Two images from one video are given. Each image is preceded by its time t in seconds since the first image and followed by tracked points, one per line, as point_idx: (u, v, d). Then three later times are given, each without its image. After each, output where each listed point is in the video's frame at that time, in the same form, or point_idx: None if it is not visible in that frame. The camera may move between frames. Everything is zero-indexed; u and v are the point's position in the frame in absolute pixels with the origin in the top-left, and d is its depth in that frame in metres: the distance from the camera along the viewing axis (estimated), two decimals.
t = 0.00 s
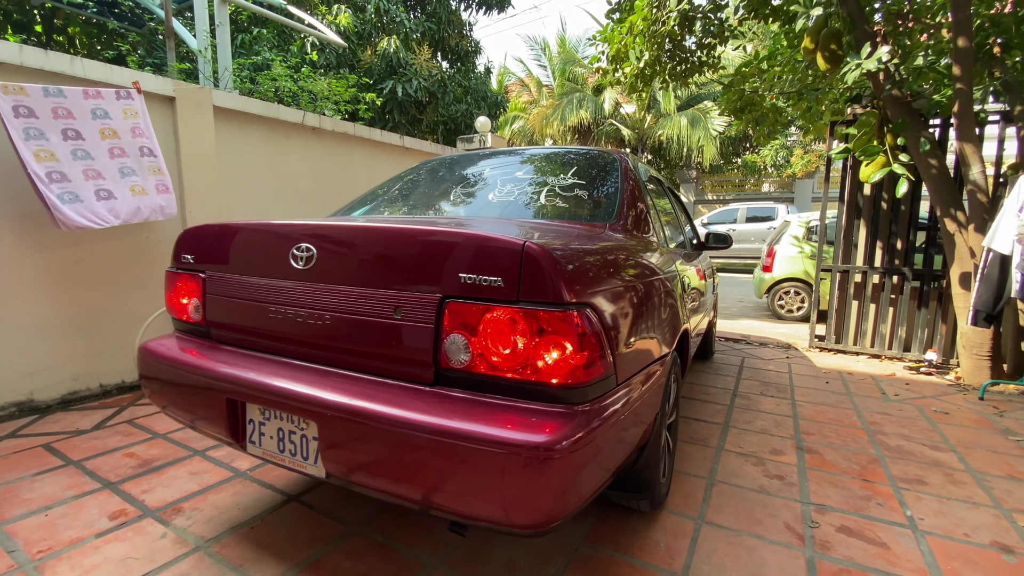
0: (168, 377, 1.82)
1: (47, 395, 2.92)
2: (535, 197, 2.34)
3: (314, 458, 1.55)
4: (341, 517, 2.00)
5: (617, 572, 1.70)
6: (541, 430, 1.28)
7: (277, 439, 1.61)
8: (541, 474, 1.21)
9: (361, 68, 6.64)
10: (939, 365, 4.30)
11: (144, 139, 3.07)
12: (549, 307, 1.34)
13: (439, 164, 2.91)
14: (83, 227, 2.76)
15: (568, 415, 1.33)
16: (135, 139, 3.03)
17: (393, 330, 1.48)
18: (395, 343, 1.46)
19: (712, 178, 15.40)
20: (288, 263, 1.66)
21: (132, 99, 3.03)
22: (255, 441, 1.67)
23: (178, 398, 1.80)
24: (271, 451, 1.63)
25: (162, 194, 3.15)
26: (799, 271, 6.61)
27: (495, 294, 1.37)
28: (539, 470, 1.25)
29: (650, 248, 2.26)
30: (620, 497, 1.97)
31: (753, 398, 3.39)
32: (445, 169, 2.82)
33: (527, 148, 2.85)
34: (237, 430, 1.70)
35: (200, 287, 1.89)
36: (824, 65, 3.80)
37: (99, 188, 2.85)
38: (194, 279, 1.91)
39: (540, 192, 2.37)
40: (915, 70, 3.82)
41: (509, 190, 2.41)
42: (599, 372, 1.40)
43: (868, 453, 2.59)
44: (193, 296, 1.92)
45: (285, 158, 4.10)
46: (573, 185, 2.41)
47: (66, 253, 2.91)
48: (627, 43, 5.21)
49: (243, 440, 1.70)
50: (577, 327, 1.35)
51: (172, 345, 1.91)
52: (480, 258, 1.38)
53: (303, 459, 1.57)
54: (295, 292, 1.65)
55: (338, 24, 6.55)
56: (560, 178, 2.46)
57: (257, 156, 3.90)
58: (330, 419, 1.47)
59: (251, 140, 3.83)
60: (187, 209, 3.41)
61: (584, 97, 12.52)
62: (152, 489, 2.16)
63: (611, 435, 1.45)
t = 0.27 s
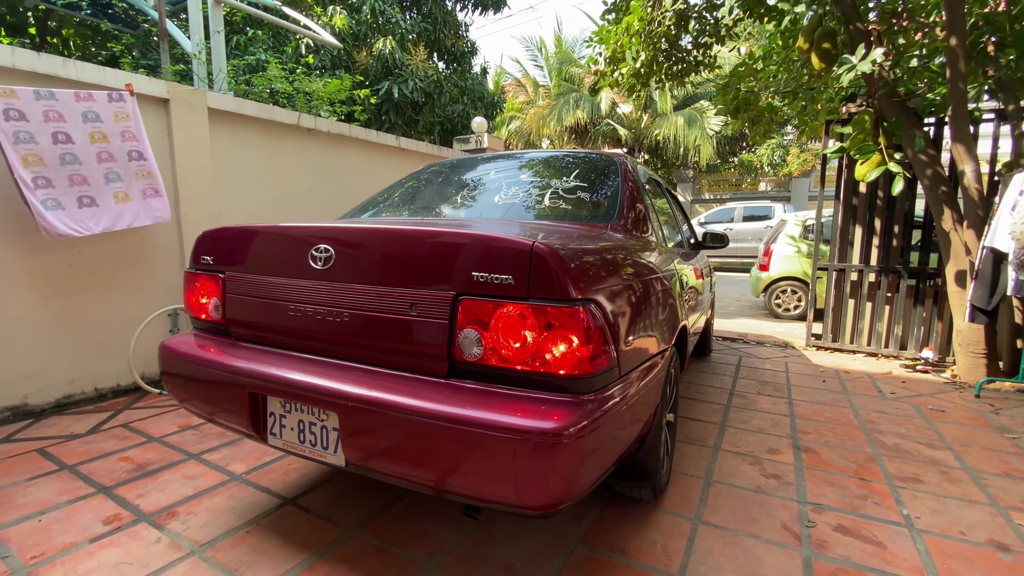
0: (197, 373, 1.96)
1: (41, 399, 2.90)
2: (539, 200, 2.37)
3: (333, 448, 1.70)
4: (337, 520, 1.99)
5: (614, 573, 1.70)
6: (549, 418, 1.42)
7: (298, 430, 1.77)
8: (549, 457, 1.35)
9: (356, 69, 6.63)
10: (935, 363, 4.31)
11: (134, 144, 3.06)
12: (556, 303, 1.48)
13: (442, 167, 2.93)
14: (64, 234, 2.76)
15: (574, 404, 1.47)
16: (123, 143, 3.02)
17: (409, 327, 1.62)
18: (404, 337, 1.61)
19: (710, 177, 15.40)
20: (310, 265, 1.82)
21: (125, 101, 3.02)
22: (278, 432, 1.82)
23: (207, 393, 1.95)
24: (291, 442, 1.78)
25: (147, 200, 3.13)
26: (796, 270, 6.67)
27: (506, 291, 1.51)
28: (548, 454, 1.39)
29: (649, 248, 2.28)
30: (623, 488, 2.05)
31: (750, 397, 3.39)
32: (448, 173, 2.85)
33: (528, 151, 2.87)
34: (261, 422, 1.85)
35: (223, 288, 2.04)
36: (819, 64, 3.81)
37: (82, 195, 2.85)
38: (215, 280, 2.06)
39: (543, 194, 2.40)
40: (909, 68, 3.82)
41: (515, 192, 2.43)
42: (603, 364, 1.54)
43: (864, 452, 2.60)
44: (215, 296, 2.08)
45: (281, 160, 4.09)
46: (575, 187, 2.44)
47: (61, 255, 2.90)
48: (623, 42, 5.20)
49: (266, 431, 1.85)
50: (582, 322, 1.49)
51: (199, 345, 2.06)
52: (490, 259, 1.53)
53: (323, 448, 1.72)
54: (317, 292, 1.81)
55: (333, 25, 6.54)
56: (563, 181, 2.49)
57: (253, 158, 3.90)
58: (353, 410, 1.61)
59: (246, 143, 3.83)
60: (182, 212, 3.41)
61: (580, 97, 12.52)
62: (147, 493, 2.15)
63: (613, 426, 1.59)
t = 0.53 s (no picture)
0: (201, 372, 1.97)
1: (25, 403, 2.86)
2: (536, 199, 2.36)
3: (336, 442, 1.71)
4: (323, 526, 1.94)
5: None
6: (547, 410, 1.44)
7: (302, 424, 1.78)
8: (547, 449, 1.36)
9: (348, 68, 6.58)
10: (931, 361, 4.28)
11: (116, 144, 3.01)
12: (554, 300, 1.51)
13: (441, 168, 2.92)
14: (50, 235, 2.72)
15: (571, 397, 1.49)
16: (105, 143, 2.96)
17: (409, 323, 1.64)
18: (409, 334, 1.64)
19: (706, 176, 15.39)
20: (311, 264, 1.84)
21: (109, 101, 2.98)
22: (282, 428, 1.83)
23: (210, 391, 1.96)
24: (296, 437, 1.79)
25: (128, 203, 3.07)
26: (792, 267, 6.67)
27: (504, 288, 1.54)
28: (546, 446, 1.40)
29: (644, 247, 2.24)
30: (620, 481, 2.07)
31: (746, 397, 3.36)
32: (446, 174, 2.83)
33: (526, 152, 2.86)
34: (265, 417, 1.87)
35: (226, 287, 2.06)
36: (812, 61, 3.79)
37: (64, 196, 2.81)
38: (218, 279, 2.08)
39: (540, 194, 2.39)
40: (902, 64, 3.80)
41: (512, 192, 2.42)
42: (598, 358, 1.56)
43: (860, 453, 2.56)
44: (218, 295, 2.11)
45: (272, 160, 4.05)
46: (572, 186, 2.43)
47: (43, 258, 2.85)
48: (616, 40, 5.17)
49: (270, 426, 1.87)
50: (579, 318, 1.52)
51: (200, 343, 2.07)
52: (489, 256, 1.55)
53: (326, 443, 1.73)
54: (318, 289, 1.82)
55: (325, 24, 6.50)
56: (559, 180, 2.48)
57: (243, 159, 3.85)
58: (355, 405, 1.62)
59: (236, 144, 3.78)
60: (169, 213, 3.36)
61: (576, 96, 12.49)
62: (129, 500, 2.10)
63: (610, 418, 1.60)
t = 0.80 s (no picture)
0: (194, 369, 1.94)
1: None
2: (533, 192, 2.28)
3: (329, 439, 1.66)
4: (299, 537, 1.84)
5: None
6: (543, 404, 1.40)
7: (296, 421, 1.74)
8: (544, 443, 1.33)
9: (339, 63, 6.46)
10: (932, 359, 4.20)
11: (94, 135, 2.90)
12: (549, 292, 1.46)
13: (437, 162, 2.83)
14: (29, 226, 2.61)
15: (568, 390, 1.46)
16: (82, 134, 2.86)
17: (404, 318, 1.60)
18: (408, 329, 1.60)
19: (703, 173, 15.31)
20: (304, 258, 1.80)
21: (83, 91, 2.87)
22: (274, 424, 1.79)
23: (204, 388, 1.93)
24: (289, 434, 1.75)
25: (109, 195, 2.97)
26: (790, 264, 6.59)
27: (499, 281, 1.49)
28: (544, 440, 1.37)
29: (642, 243, 2.13)
30: (618, 476, 2.05)
31: (745, 397, 3.27)
32: (441, 168, 2.76)
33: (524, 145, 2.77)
34: (257, 415, 1.83)
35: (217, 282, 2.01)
36: (811, 51, 3.71)
37: (42, 188, 2.69)
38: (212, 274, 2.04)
39: (536, 188, 2.31)
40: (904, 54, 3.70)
41: (509, 185, 2.35)
42: (595, 352, 1.53)
43: (863, 455, 2.47)
44: (210, 290, 2.06)
45: (258, 156, 3.94)
46: (570, 180, 2.36)
47: (14, 256, 2.73)
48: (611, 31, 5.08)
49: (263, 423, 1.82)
50: (576, 311, 1.47)
51: (194, 340, 2.04)
52: (483, 248, 1.51)
53: (319, 440, 1.69)
54: (312, 284, 1.79)
55: (315, 17, 6.38)
56: (557, 173, 2.40)
57: (227, 155, 3.73)
58: (350, 401, 1.59)
59: (220, 138, 3.66)
60: (149, 210, 3.25)
61: (572, 93, 12.39)
62: (96, 508, 1.99)
63: (608, 411, 1.57)
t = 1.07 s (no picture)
0: (185, 365, 1.88)
1: None
2: (531, 187, 2.29)
3: (322, 435, 1.62)
4: (261, 556, 1.69)
5: None
6: (541, 398, 1.37)
7: (289, 417, 1.69)
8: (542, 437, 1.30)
9: (328, 56, 6.30)
10: (937, 360, 4.07)
11: (63, 122, 2.75)
12: (549, 284, 1.43)
13: (436, 156, 2.83)
14: None
15: (567, 384, 1.42)
16: (50, 122, 2.70)
17: (399, 312, 1.55)
18: (405, 323, 1.55)
19: (702, 171, 15.17)
20: (298, 251, 1.75)
21: (49, 78, 2.71)
22: (267, 421, 1.74)
23: (192, 385, 1.87)
24: (282, 430, 1.71)
25: (85, 183, 2.83)
26: (790, 262, 6.47)
27: (497, 274, 1.46)
28: (542, 434, 1.33)
29: (640, 236, 2.10)
30: (618, 473, 2.02)
31: (743, 400, 3.13)
32: (438, 163, 2.75)
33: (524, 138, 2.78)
34: (250, 411, 1.78)
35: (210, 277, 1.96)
36: (813, 41, 3.58)
37: (8, 175, 2.54)
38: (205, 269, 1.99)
39: (533, 182, 2.33)
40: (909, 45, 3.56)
41: (506, 180, 2.36)
42: (594, 347, 1.49)
43: (869, 464, 2.34)
44: (203, 285, 2.01)
45: (238, 148, 3.79)
46: (567, 174, 2.37)
47: None
48: (607, 22, 4.93)
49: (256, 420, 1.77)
50: (575, 303, 1.44)
51: (186, 336, 1.98)
52: (480, 240, 1.47)
53: (314, 436, 1.65)
54: (306, 278, 1.74)
55: (303, 9, 6.21)
56: (554, 168, 2.41)
57: (206, 147, 3.58)
58: (345, 396, 1.55)
59: (198, 129, 3.51)
60: (120, 203, 3.09)
61: (569, 90, 12.23)
62: (44, 524, 1.84)
63: (605, 408, 1.54)
